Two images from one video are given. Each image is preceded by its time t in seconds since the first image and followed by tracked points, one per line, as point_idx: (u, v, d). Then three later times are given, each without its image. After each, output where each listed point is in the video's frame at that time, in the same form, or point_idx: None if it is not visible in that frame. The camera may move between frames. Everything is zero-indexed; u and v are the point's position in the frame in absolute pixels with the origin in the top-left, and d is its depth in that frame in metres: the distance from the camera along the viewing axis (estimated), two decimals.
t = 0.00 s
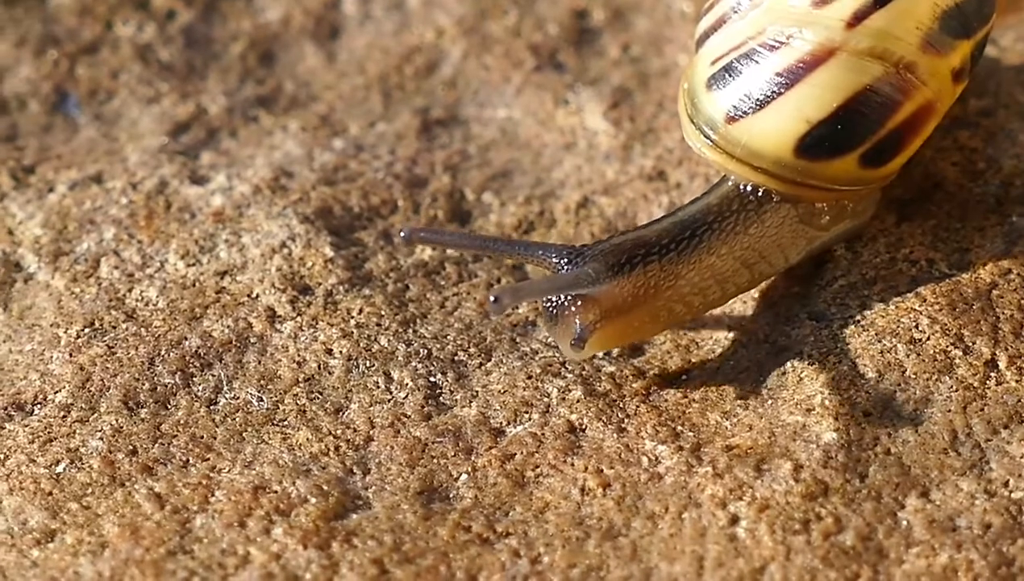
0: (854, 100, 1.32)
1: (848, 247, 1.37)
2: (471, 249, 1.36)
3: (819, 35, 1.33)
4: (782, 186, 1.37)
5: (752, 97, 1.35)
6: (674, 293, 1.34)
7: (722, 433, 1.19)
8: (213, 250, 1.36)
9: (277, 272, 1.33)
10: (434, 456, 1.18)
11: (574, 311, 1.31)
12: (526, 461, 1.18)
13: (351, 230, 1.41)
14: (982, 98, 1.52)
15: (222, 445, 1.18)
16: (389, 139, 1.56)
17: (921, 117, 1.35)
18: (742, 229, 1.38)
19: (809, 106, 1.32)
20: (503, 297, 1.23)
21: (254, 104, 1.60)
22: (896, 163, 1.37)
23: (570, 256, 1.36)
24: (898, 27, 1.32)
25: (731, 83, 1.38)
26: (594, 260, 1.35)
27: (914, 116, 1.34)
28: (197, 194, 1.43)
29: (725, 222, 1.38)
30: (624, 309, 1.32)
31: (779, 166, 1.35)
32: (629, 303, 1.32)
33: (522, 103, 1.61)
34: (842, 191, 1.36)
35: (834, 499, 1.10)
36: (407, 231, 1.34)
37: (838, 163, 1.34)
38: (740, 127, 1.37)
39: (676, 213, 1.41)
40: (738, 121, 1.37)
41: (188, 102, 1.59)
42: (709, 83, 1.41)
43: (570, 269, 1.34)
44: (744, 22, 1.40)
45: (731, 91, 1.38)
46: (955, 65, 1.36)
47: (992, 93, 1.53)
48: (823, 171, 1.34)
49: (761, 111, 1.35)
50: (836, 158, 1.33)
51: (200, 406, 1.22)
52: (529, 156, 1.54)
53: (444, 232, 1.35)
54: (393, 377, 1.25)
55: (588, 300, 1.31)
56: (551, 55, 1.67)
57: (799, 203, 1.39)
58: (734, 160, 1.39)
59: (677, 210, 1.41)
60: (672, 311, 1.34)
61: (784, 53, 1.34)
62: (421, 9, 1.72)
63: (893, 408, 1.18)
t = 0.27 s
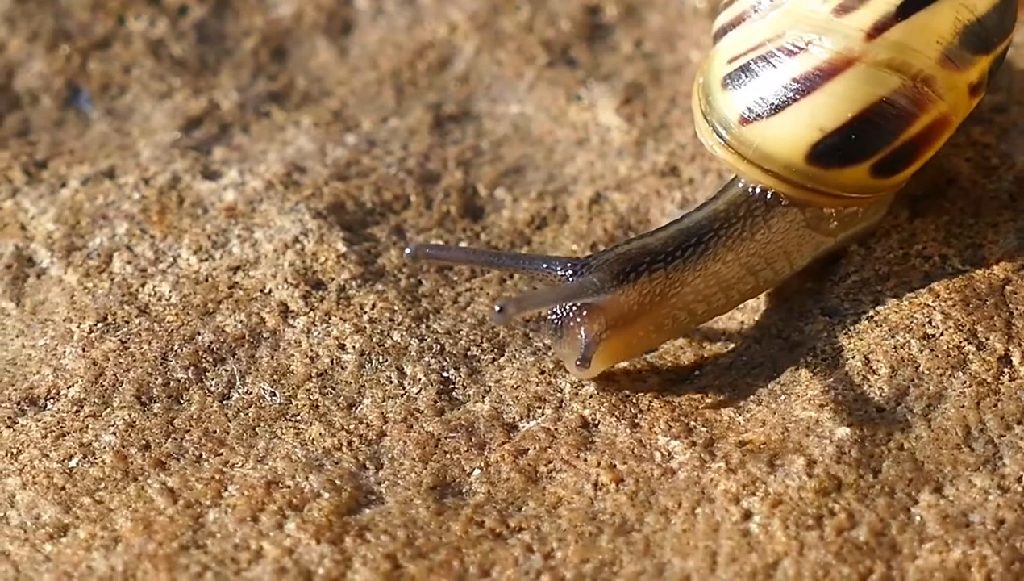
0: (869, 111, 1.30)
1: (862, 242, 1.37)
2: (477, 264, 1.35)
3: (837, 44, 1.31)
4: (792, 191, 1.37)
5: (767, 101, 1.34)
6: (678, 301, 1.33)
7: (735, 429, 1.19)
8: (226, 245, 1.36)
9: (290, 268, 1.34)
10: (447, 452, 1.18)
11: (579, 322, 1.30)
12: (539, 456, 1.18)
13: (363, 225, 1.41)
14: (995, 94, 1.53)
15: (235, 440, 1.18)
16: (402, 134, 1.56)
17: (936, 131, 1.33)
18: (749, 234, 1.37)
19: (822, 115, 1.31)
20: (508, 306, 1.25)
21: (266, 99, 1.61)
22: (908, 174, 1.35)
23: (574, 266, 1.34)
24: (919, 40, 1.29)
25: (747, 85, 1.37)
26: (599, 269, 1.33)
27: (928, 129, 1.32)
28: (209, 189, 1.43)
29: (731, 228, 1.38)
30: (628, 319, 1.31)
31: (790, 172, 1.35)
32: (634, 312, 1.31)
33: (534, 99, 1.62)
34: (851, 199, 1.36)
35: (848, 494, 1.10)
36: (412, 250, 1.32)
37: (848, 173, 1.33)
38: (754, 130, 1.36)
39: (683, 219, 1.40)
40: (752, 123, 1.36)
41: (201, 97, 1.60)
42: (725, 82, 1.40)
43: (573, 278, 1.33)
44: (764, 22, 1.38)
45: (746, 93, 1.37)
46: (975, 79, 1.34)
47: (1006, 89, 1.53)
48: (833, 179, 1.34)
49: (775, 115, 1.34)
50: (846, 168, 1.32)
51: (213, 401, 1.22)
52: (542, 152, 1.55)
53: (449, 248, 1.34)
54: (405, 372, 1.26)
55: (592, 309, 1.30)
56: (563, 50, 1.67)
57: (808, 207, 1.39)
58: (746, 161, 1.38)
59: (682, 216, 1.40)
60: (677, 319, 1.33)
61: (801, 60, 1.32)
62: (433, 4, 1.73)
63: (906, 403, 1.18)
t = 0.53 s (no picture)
0: (882, 118, 1.31)
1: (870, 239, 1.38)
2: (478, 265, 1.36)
3: (855, 49, 1.31)
4: (800, 191, 1.38)
5: (781, 101, 1.35)
6: (682, 301, 1.33)
7: (745, 425, 1.20)
8: (235, 242, 1.37)
9: (300, 264, 1.34)
10: (456, 447, 1.18)
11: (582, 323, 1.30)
12: (548, 452, 1.18)
13: (373, 221, 1.42)
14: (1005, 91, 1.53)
15: (244, 436, 1.18)
16: (412, 131, 1.57)
17: (947, 141, 1.34)
18: (754, 234, 1.38)
19: (836, 119, 1.32)
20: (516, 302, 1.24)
21: (276, 96, 1.62)
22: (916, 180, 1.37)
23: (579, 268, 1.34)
24: (936, 51, 1.29)
25: (761, 83, 1.37)
26: (604, 271, 1.33)
27: (940, 139, 1.33)
28: (219, 186, 1.44)
29: (736, 228, 1.38)
30: (632, 320, 1.31)
31: (800, 172, 1.36)
32: (638, 313, 1.31)
33: (543, 95, 1.63)
34: (857, 202, 1.37)
35: (857, 490, 1.10)
36: (418, 252, 1.32)
37: (858, 177, 1.34)
38: (765, 128, 1.37)
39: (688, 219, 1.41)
40: (764, 122, 1.37)
41: (210, 94, 1.61)
42: (739, 78, 1.41)
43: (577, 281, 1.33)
44: (783, 20, 1.37)
45: (760, 91, 1.37)
46: (989, 91, 1.34)
47: (1016, 86, 1.53)
48: (842, 182, 1.35)
49: (788, 116, 1.35)
50: (856, 172, 1.33)
51: (222, 397, 1.22)
52: (551, 149, 1.56)
53: (453, 249, 1.34)
54: (415, 368, 1.26)
55: (596, 311, 1.30)
56: (572, 47, 1.68)
57: (814, 208, 1.40)
58: (756, 159, 1.39)
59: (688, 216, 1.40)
60: (680, 320, 1.34)
61: (818, 62, 1.32)
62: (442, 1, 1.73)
63: (916, 399, 1.18)
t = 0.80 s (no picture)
0: (893, 129, 1.30)
1: (878, 235, 1.38)
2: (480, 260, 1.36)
3: (871, 58, 1.29)
4: (806, 194, 1.37)
5: (793, 105, 1.34)
6: (682, 307, 1.33)
7: (753, 421, 1.20)
8: (244, 237, 1.37)
9: (308, 260, 1.35)
10: (464, 443, 1.18)
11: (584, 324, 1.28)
12: (556, 448, 1.18)
13: (381, 218, 1.42)
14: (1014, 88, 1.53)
15: (252, 432, 1.18)
16: (420, 128, 1.58)
17: (957, 156, 1.33)
18: (757, 239, 1.37)
19: (847, 127, 1.31)
20: (526, 310, 1.22)
21: (284, 92, 1.62)
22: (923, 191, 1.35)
23: (584, 271, 1.33)
24: (952, 66, 1.28)
25: (774, 84, 1.36)
26: (607, 275, 1.32)
27: (950, 153, 1.32)
28: (227, 182, 1.45)
29: (739, 232, 1.37)
30: (633, 324, 1.30)
31: (807, 177, 1.35)
32: (639, 317, 1.30)
33: (551, 91, 1.63)
34: (862, 208, 1.36)
35: (865, 486, 1.10)
36: (421, 241, 1.32)
37: (865, 185, 1.33)
38: (776, 130, 1.36)
39: (693, 221, 1.40)
40: (776, 124, 1.36)
41: (218, 90, 1.61)
42: (753, 76, 1.39)
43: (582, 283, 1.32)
44: (801, 23, 1.36)
45: (773, 93, 1.36)
46: (1001, 109, 1.33)
47: None
48: (849, 189, 1.34)
49: (799, 120, 1.34)
50: (863, 181, 1.32)
51: (230, 393, 1.22)
52: (559, 145, 1.56)
53: (456, 242, 1.34)
54: (423, 364, 1.26)
55: (599, 313, 1.28)
56: (580, 43, 1.68)
57: (818, 211, 1.38)
58: (764, 159, 1.38)
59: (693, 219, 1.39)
60: (679, 326, 1.33)
61: (832, 69, 1.31)
62: None
63: (924, 396, 1.18)
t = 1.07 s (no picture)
0: (896, 139, 1.30)
1: (883, 231, 1.38)
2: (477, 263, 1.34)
3: (877, 67, 1.29)
4: (808, 198, 1.37)
5: (797, 109, 1.33)
6: (679, 310, 1.32)
7: (758, 418, 1.20)
8: (248, 234, 1.37)
9: (312, 257, 1.35)
10: (469, 440, 1.18)
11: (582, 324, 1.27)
12: (561, 445, 1.18)
13: (386, 215, 1.42)
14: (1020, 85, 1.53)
15: (257, 429, 1.18)
16: (424, 125, 1.58)
17: (959, 165, 1.32)
18: (755, 242, 1.37)
19: (850, 134, 1.31)
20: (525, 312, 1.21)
21: (289, 89, 1.62)
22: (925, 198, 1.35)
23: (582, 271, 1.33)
24: (958, 77, 1.28)
25: (779, 86, 1.36)
26: (605, 275, 1.32)
27: (952, 163, 1.32)
28: (232, 179, 1.45)
29: (738, 236, 1.37)
30: (630, 324, 1.29)
31: (809, 182, 1.35)
32: (636, 317, 1.30)
33: (556, 89, 1.63)
34: (864, 214, 1.36)
35: (870, 483, 1.10)
36: (417, 247, 1.30)
37: (867, 192, 1.33)
38: (779, 133, 1.36)
39: (693, 223, 1.40)
40: (779, 127, 1.35)
41: (223, 87, 1.61)
42: (759, 77, 1.39)
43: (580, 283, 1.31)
44: (808, 26, 1.34)
45: (778, 96, 1.36)
46: (1007, 120, 1.32)
47: None
48: (851, 195, 1.34)
49: (803, 125, 1.33)
50: (865, 188, 1.32)
51: (235, 390, 1.22)
52: (564, 142, 1.56)
53: (453, 246, 1.32)
54: (428, 361, 1.26)
55: (597, 312, 1.28)
56: (585, 41, 1.68)
57: (818, 215, 1.38)
58: (767, 161, 1.38)
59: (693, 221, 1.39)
60: (676, 328, 1.32)
61: (838, 76, 1.30)
62: None
63: (928, 392, 1.18)
